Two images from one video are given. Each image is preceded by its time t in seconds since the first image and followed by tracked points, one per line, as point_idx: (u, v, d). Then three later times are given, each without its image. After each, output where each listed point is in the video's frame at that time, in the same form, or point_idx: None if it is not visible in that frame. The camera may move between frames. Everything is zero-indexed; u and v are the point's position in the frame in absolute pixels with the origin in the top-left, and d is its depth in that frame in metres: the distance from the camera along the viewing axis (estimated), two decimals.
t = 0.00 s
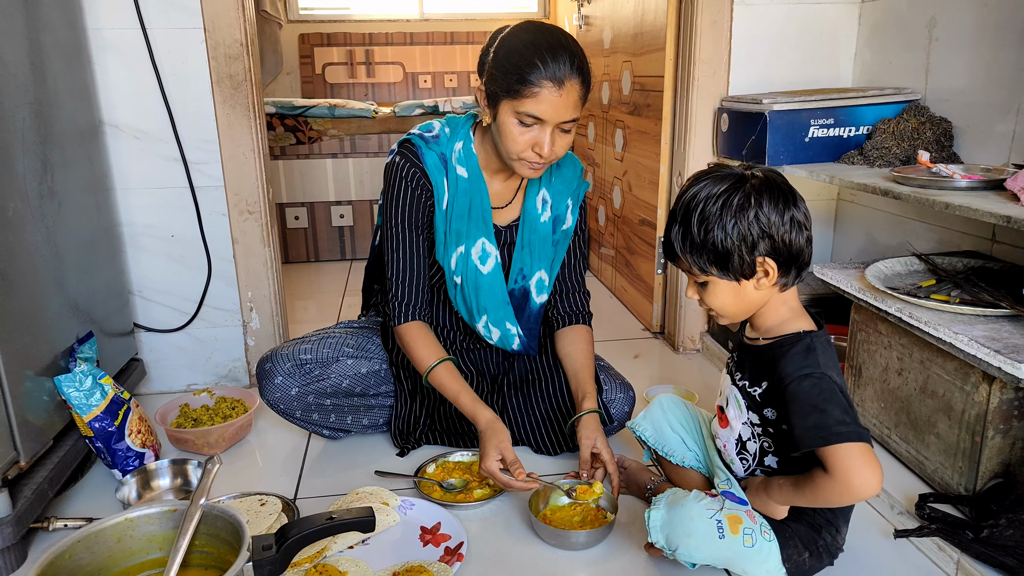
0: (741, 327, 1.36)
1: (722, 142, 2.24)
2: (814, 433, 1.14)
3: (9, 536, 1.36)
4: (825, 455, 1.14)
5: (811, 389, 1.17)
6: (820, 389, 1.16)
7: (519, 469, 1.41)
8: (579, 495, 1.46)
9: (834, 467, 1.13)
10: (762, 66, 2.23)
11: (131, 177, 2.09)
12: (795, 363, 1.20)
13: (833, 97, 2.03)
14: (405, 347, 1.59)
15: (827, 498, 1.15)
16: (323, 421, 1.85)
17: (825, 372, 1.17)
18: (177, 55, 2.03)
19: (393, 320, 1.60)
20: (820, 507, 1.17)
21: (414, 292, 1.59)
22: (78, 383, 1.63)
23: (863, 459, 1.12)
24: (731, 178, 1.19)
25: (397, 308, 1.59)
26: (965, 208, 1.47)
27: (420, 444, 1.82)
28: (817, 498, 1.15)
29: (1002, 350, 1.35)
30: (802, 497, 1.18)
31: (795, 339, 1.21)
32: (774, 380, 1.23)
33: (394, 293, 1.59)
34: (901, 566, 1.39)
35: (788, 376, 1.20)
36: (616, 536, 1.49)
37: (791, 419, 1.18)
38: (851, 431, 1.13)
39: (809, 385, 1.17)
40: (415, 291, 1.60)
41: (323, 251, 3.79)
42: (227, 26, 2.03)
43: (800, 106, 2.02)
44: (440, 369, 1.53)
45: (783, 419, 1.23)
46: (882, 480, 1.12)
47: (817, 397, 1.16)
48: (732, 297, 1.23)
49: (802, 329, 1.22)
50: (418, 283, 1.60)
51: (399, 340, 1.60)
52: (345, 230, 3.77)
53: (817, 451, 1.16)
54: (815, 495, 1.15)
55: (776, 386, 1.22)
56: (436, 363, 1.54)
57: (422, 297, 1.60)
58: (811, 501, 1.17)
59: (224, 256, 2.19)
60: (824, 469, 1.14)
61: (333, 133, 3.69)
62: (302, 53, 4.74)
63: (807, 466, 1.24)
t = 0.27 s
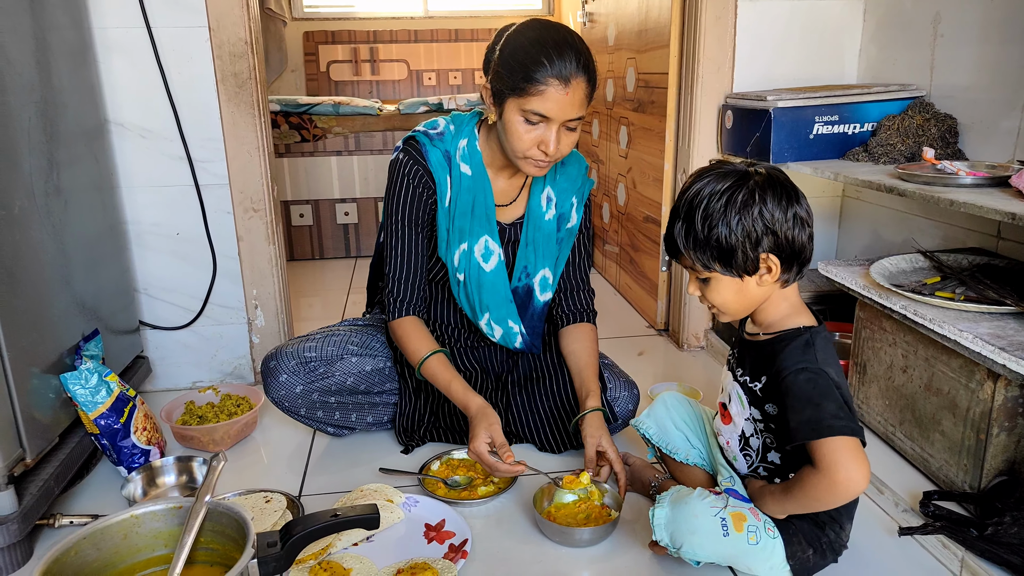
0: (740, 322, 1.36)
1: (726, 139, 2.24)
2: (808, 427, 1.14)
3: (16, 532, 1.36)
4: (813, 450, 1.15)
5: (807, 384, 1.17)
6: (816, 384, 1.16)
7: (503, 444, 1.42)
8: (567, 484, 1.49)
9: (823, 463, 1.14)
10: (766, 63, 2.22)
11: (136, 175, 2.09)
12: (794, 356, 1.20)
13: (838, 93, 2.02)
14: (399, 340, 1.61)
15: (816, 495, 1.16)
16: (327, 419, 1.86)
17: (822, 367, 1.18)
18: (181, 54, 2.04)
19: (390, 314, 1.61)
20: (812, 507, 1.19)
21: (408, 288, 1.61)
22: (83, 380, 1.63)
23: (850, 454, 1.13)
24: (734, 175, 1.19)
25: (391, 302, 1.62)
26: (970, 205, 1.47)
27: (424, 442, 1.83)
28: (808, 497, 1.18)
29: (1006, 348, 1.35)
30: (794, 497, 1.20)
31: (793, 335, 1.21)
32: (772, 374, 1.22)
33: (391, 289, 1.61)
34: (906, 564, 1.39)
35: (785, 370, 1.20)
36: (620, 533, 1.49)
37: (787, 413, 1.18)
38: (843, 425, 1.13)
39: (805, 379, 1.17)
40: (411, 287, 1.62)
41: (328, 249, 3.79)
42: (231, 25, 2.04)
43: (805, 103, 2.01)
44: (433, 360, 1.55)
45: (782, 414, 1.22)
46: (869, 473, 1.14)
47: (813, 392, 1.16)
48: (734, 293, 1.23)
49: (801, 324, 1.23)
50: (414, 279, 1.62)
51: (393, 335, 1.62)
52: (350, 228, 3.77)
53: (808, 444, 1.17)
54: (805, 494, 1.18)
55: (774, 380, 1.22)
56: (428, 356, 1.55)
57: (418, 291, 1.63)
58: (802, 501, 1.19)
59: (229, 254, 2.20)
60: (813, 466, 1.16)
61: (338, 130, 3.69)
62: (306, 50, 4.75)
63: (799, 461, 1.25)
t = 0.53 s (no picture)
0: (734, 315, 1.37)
1: (728, 137, 2.24)
2: (798, 406, 1.16)
3: (17, 530, 1.37)
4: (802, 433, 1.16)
5: (797, 366, 1.19)
6: (807, 366, 1.18)
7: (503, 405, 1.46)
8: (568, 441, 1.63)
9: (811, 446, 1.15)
10: (768, 61, 2.22)
11: (138, 174, 2.09)
12: (783, 340, 1.22)
13: (840, 92, 2.02)
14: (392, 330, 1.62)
15: (807, 481, 1.17)
16: (329, 417, 1.86)
17: (812, 351, 1.20)
18: (183, 52, 2.04)
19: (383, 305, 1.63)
20: (805, 500, 1.18)
21: (404, 279, 1.63)
22: (85, 378, 1.64)
23: (838, 435, 1.14)
24: (743, 176, 1.19)
25: (386, 294, 1.63)
26: (971, 204, 1.47)
27: (425, 440, 1.83)
28: (803, 489, 1.17)
29: (1008, 346, 1.35)
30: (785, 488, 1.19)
31: (784, 322, 1.24)
32: (763, 359, 1.25)
33: (388, 281, 1.62)
34: (906, 562, 1.39)
35: (775, 353, 1.22)
36: (621, 530, 1.49)
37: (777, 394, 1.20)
38: (833, 404, 1.14)
39: (795, 361, 1.19)
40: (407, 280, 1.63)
41: (329, 248, 3.79)
42: (232, 23, 2.04)
43: (806, 102, 2.01)
44: (424, 345, 1.55)
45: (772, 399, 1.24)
46: (855, 456, 1.16)
47: (803, 373, 1.18)
48: (738, 291, 1.23)
49: (792, 314, 1.25)
50: (410, 272, 1.63)
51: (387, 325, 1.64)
52: (351, 226, 3.78)
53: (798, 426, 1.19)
54: (801, 486, 1.17)
55: (765, 365, 1.24)
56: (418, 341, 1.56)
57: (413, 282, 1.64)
58: (798, 496, 1.18)
59: (230, 252, 2.20)
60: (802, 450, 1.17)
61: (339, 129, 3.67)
62: (307, 49, 4.75)
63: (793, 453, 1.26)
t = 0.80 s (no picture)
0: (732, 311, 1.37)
1: (726, 135, 2.23)
2: (803, 403, 1.17)
3: (15, 530, 1.37)
4: (815, 426, 1.17)
5: (800, 361, 1.19)
6: (809, 361, 1.19)
7: (515, 321, 1.33)
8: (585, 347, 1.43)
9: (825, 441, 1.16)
10: (766, 58, 2.22)
11: (136, 172, 2.09)
12: (782, 337, 1.22)
13: (838, 89, 2.02)
14: (390, 315, 1.58)
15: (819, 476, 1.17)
16: (328, 414, 1.86)
17: (813, 344, 1.20)
18: (181, 50, 2.03)
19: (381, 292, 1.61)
20: (815, 493, 1.18)
21: (401, 267, 1.61)
22: (82, 376, 1.63)
23: (852, 428, 1.15)
24: (747, 161, 1.20)
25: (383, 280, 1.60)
26: (969, 201, 1.47)
27: (424, 438, 1.83)
28: (812, 480, 1.17)
29: (1006, 343, 1.35)
30: (797, 484, 1.18)
31: (783, 317, 1.24)
32: (762, 356, 1.25)
33: (384, 269, 1.60)
34: (905, 559, 1.39)
35: (776, 350, 1.22)
36: (620, 528, 1.49)
37: (780, 392, 1.21)
38: (838, 401, 1.16)
39: (798, 357, 1.20)
40: (404, 268, 1.61)
41: (328, 246, 3.79)
42: (230, 21, 2.03)
43: (805, 99, 2.01)
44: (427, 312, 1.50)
45: (772, 396, 1.24)
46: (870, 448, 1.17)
47: (805, 368, 1.19)
48: (741, 278, 1.23)
49: (790, 308, 1.25)
50: (407, 260, 1.62)
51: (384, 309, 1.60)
52: (350, 224, 3.77)
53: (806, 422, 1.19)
54: (811, 477, 1.17)
55: (764, 361, 1.25)
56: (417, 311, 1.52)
57: (411, 270, 1.62)
58: (806, 487, 1.18)
59: (228, 250, 2.20)
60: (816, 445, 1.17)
61: (337, 127, 3.66)
62: (306, 47, 4.74)
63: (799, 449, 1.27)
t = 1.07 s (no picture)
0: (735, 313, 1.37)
1: (724, 134, 2.23)
2: (816, 414, 1.16)
3: (12, 531, 1.36)
4: (821, 438, 1.16)
5: (813, 371, 1.19)
6: (822, 371, 1.18)
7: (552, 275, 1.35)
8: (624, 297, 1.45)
9: (833, 453, 1.15)
10: (763, 57, 2.22)
11: (132, 173, 2.09)
12: (795, 346, 1.21)
13: (835, 87, 2.02)
14: (409, 306, 1.54)
15: (823, 487, 1.17)
16: (326, 415, 1.85)
17: (827, 354, 1.19)
18: (177, 51, 2.03)
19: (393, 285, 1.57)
20: (815, 501, 1.18)
21: (412, 257, 1.57)
22: (79, 378, 1.63)
23: (858, 442, 1.15)
24: (740, 152, 1.21)
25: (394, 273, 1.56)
26: (966, 199, 1.47)
27: (422, 437, 1.83)
28: (815, 489, 1.17)
29: (1003, 341, 1.35)
30: (797, 491, 1.18)
31: (798, 322, 1.23)
32: (774, 364, 1.24)
33: (395, 259, 1.57)
34: (903, 556, 1.39)
35: (789, 359, 1.21)
36: (618, 527, 1.49)
37: (792, 401, 1.20)
38: (851, 411, 1.15)
39: (810, 367, 1.19)
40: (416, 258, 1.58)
41: (325, 246, 3.79)
42: (226, 21, 2.03)
43: (802, 98, 2.01)
44: (447, 298, 1.47)
45: (782, 402, 1.24)
46: (877, 461, 1.17)
47: (818, 379, 1.18)
48: (731, 270, 1.23)
49: (801, 315, 1.24)
50: (419, 252, 1.58)
51: (399, 299, 1.56)
52: (347, 224, 3.77)
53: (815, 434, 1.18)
54: (815, 486, 1.17)
55: (775, 370, 1.24)
56: (440, 294, 1.48)
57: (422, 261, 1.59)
58: (806, 495, 1.18)
59: (225, 251, 2.19)
60: (823, 455, 1.16)
61: (335, 127, 3.66)
62: (303, 47, 4.74)
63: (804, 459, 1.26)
